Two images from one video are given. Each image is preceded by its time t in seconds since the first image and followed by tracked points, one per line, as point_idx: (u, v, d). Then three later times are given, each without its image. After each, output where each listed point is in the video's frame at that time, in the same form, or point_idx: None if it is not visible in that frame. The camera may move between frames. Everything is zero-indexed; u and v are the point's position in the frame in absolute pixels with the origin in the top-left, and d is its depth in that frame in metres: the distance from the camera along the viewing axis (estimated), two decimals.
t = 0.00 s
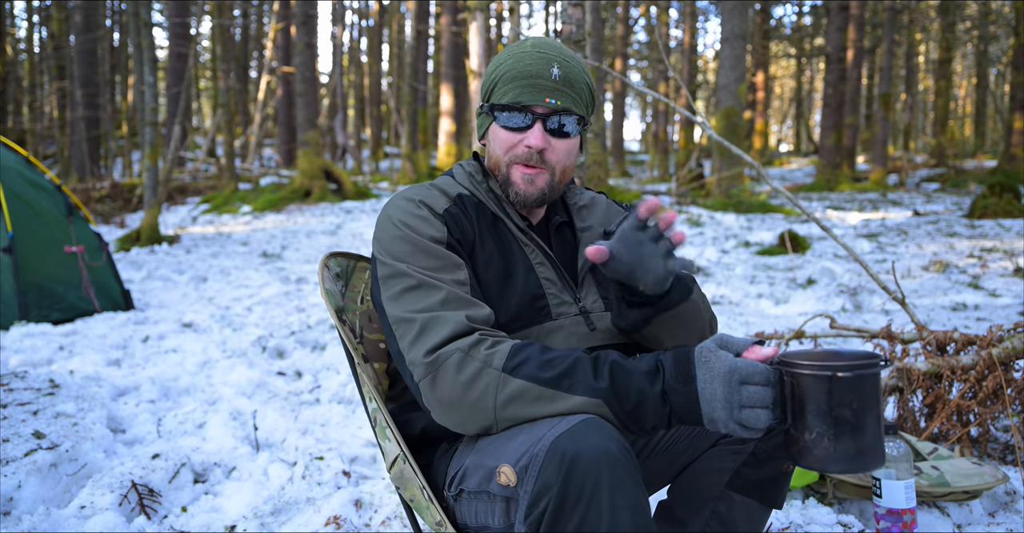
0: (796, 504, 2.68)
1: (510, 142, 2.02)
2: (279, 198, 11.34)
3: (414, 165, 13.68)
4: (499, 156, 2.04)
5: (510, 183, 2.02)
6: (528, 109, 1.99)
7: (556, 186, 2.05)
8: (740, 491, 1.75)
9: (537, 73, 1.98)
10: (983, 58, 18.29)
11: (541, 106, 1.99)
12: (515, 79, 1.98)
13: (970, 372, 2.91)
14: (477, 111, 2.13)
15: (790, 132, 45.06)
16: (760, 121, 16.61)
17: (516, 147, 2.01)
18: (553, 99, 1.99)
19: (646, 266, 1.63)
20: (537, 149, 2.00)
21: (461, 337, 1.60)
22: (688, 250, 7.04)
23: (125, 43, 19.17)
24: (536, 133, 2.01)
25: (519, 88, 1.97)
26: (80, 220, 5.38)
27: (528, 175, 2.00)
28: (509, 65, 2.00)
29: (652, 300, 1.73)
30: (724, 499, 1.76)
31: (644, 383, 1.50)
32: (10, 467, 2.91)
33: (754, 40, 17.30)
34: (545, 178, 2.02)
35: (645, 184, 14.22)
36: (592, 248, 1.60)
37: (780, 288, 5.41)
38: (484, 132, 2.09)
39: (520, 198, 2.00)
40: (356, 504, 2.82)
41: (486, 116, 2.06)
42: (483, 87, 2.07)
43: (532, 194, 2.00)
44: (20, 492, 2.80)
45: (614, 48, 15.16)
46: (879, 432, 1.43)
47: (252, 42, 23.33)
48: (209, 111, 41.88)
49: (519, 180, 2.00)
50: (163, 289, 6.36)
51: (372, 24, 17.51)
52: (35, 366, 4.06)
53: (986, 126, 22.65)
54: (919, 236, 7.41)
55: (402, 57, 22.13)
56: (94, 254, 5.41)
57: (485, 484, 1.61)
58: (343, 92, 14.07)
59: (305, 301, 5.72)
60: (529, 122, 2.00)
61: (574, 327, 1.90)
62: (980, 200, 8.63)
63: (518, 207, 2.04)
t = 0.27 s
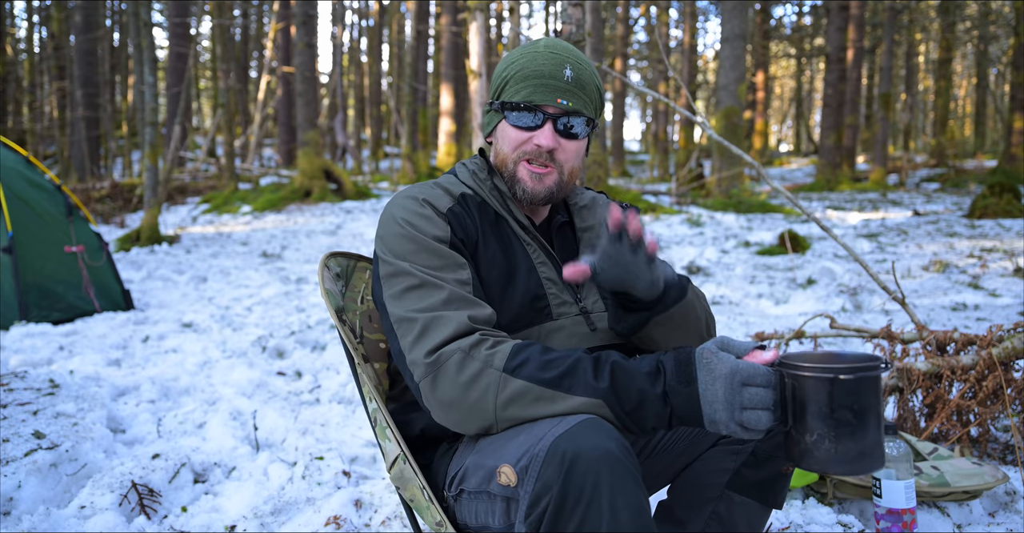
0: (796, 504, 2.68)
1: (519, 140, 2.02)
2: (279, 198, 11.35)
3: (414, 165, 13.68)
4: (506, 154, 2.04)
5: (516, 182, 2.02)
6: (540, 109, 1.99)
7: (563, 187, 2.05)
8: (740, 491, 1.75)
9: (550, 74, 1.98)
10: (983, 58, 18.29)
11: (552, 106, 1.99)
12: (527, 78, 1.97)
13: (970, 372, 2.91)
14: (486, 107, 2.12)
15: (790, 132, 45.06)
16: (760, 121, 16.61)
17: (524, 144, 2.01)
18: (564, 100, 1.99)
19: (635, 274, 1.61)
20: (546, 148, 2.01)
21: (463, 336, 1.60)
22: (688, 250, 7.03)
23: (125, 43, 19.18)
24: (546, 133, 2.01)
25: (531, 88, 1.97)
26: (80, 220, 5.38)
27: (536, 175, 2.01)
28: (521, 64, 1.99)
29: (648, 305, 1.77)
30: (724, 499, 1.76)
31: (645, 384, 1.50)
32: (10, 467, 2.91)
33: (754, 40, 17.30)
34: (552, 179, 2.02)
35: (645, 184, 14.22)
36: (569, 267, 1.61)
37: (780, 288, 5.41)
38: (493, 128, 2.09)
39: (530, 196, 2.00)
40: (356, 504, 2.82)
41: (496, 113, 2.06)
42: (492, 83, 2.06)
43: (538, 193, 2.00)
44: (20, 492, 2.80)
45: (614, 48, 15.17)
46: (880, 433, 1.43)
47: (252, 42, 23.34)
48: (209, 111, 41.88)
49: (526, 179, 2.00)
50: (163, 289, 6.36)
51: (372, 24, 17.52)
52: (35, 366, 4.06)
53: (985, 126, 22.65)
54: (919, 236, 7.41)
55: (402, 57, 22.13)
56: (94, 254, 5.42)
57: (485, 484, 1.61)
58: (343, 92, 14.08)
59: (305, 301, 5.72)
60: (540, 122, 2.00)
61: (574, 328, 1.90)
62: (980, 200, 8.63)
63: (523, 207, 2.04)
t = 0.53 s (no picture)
0: (796, 504, 2.68)
1: (520, 140, 2.02)
2: (279, 198, 11.35)
3: (414, 165, 13.69)
4: (508, 155, 2.04)
5: (518, 182, 2.02)
6: (540, 108, 1.99)
7: (566, 189, 2.05)
8: (740, 491, 1.75)
9: (550, 73, 1.98)
10: (983, 59, 18.29)
11: (552, 105, 1.99)
12: (527, 78, 1.97)
13: (971, 372, 2.91)
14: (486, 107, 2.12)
15: (790, 132, 45.07)
16: (760, 121, 16.61)
17: (525, 145, 2.01)
18: (565, 99, 1.99)
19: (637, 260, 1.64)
20: (547, 148, 2.00)
21: (464, 336, 1.60)
22: (688, 250, 7.04)
23: (125, 43, 19.18)
24: (546, 132, 2.00)
25: (531, 87, 1.97)
26: (80, 220, 5.38)
27: (539, 176, 2.00)
28: (521, 64, 1.99)
29: (650, 294, 1.77)
30: (724, 499, 1.76)
31: (646, 384, 1.50)
32: (10, 467, 2.91)
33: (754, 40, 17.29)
34: (554, 180, 2.02)
35: (646, 184, 14.22)
36: (577, 251, 1.56)
37: (780, 288, 5.41)
38: (494, 128, 2.08)
39: (530, 196, 2.00)
40: (356, 505, 2.82)
41: (497, 113, 2.05)
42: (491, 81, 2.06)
43: (540, 194, 2.00)
44: (20, 492, 2.81)
45: (614, 48, 15.17)
46: (880, 433, 1.43)
47: (251, 42, 23.33)
48: (209, 111, 41.87)
49: (528, 180, 2.00)
50: (163, 289, 6.36)
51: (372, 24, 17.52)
52: (35, 366, 4.06)
53: (986, 126, 22.65)
54: (919, 236, 7.41)
55: (402, 57, 22.11)
56: (94, 254, 5.42)
57: (486, 484, 1.61)
58: (343, 92, 14.08)
59: (305, 301, 5.72)
60: (541, 121, 2.00)
61: (575, 328, 1.90)
62: (980, 201, 8.64)
63: (525, 208, 2.04)
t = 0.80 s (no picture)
0: (796, 505, 2.68)
1: (523, 141, 2.02)
2: (279, 198, 11.35)
3: (414, 165, 13.69)
4: (510, 156, 2.04)
5: (519, 183, 2.02)
6: (544, 111, 1.99)
7: (567, 189, 2.05)
8: (740, 491, 1.75)
9: (555, 75, 1.98)
10: (983, 58, 18.29)
11: (557, 108, 1.99)
12: (533, 78, 1.97)
13: (970, 372, 2.91)
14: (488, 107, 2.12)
15: (790, 132, 45.09)
16: (760, 121, 16.61)
17: (529, 146, 2.01)
18: (570, 102, 2.00)
19: (658, 297, 1.69)
20: (550, 151, 2.00)
21: (463, 337, 1.60)
22: (688, 250, 7.03)
23: (125, 43, 19.18)
24: (551, 134, 2.01)
25: (536, 89, 1.97)
26: (80, 220, 5.38)
27: (539, 178, 2.01)
28: (527, 64, 1.99)
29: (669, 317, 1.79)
30: (724, 499, 1.76)
31: (645, 384, 1.50)
32: (10, 467, 2.91)
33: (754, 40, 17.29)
34: (556, 181, 2.02)
35: (646, 184, 14.21)
36: (598, 291, 1.56)
37: (780, 289, 5.41)
38: (496, 128, 2.08)
39: (531, 197, 2.00)
40: (356, 504, 2.82)
41: (500, 114, 2.06)
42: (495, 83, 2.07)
43: (542, 195, 2.00)
44: (20, 492, 2.80)
45: (614, 48, 15.17)
46: (880, 432, 1.43)
47: (251, 42, 23.33)
48: (209, 111, 41.85)
49: (530, 181, 2.00)
50: (163, 289, 6.36)
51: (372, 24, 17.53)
52: (35, 366, 4.06)
53: (986, 126, 22.65)
54: (919, 236, 7.41)
55: (402, 57, 22.11)
56: (94, 254, 5.42)
57: (485, 484, 1.61)
58: (343, 92, 14.08)
59: (305, 301, 5.72)
60: (545, 123, 2.00)
61: (575, 329, 1.90)
62: (980, 200, 8.64)
63: (527, 209, 2.04)
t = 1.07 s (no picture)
0: (796, 505, 2.68)
1: (524, 143, 2.02)
2: (279, 198, 11.35)
3: (414, 165, 13.70)
4: (511, 156, 2.04)
5: (520, 183, 2.01)
6: (546, 112, 1.99)
7: (568, 190, 2.05)
8: (740, 491, 1.75)
9: (556, 77, 1.97)
10: (983, 58, 18.29)
11: (558, 109, 1.99)
12: (533, 80, 1.97)
13: (970, 372, 2.91)
14: (488, 107, 2.11)
15: (790, 132, 45.10)
16: (760, 121, 16.61)
17: (530, 148, 2.01)
18: (571, 103, 1.99)
19: (659, 298, 1.69)
20: (552, 152, 2.00)
21: (462, 337, 1.59)
22: (688, 250, 7.03)
23: (125, 43, 19.18)
24: (552, 136, 2.01)
25: (537, 91, 1.97)
26: (80, 220, 5.38)
27: (542, 178, 2.00)
28: (527, 65, 1.99)
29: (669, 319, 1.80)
30: (724, 499, 1.76)
31: (645, 383, 1.50)
32: (10, 467, 2.91)
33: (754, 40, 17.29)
34: (559, 182, 2.03)
35: (645, 184, 14.21)
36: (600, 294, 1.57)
37: (780, 289, 5.40)
38: (496, 129, 2.08)
39: (534, 197, 2.01)
40: (356, 505, 2.82)
41: (501, 115, 2.05)
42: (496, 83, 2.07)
43: (542, 196, 2.00)
44: (20, 492, 2.80)
45: (614, 48, 15.17)
46: (879, 430, 1.43)
47: (251, 42, 23.33)
48: (209, 111, 41.85)
49: (530, 182, 2.00)
50: (163, 289, 6.36)
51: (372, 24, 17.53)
52: (35, 366, 4.06)
53: (986, 126, 22.66)
54: (919, 236, 7.41)
55: (402, 57, 22.11)
56: (94, 254, 5.42)
57: (485, 484, 1.61)
58: (343, 92, 14.08)
59: (305, 301, 5.72)
60: (546, 124, 2.00)
61: (574, 329, 1.90)
62: (980, 200, 8.64)
63: (526, 209, 2.04)
